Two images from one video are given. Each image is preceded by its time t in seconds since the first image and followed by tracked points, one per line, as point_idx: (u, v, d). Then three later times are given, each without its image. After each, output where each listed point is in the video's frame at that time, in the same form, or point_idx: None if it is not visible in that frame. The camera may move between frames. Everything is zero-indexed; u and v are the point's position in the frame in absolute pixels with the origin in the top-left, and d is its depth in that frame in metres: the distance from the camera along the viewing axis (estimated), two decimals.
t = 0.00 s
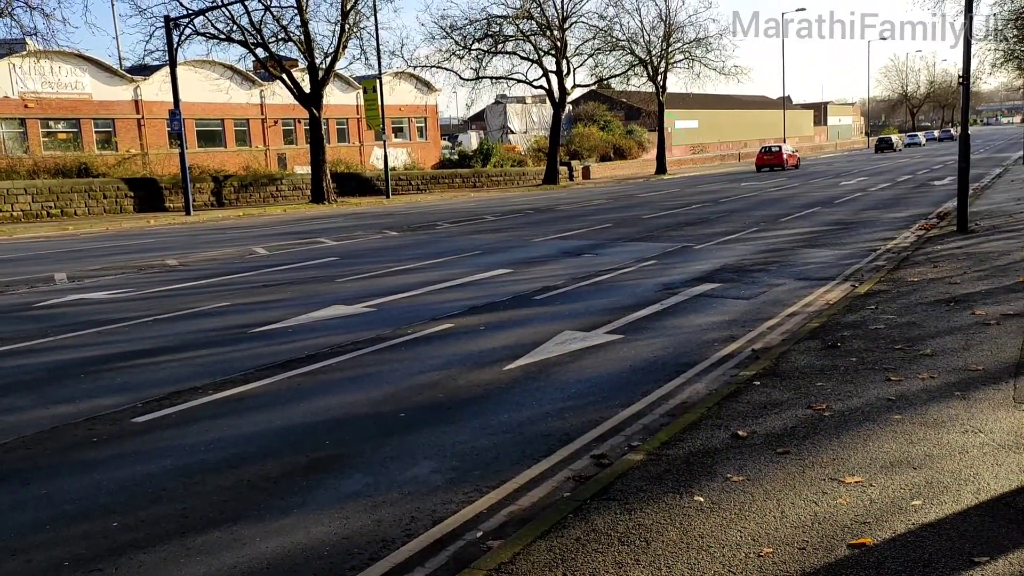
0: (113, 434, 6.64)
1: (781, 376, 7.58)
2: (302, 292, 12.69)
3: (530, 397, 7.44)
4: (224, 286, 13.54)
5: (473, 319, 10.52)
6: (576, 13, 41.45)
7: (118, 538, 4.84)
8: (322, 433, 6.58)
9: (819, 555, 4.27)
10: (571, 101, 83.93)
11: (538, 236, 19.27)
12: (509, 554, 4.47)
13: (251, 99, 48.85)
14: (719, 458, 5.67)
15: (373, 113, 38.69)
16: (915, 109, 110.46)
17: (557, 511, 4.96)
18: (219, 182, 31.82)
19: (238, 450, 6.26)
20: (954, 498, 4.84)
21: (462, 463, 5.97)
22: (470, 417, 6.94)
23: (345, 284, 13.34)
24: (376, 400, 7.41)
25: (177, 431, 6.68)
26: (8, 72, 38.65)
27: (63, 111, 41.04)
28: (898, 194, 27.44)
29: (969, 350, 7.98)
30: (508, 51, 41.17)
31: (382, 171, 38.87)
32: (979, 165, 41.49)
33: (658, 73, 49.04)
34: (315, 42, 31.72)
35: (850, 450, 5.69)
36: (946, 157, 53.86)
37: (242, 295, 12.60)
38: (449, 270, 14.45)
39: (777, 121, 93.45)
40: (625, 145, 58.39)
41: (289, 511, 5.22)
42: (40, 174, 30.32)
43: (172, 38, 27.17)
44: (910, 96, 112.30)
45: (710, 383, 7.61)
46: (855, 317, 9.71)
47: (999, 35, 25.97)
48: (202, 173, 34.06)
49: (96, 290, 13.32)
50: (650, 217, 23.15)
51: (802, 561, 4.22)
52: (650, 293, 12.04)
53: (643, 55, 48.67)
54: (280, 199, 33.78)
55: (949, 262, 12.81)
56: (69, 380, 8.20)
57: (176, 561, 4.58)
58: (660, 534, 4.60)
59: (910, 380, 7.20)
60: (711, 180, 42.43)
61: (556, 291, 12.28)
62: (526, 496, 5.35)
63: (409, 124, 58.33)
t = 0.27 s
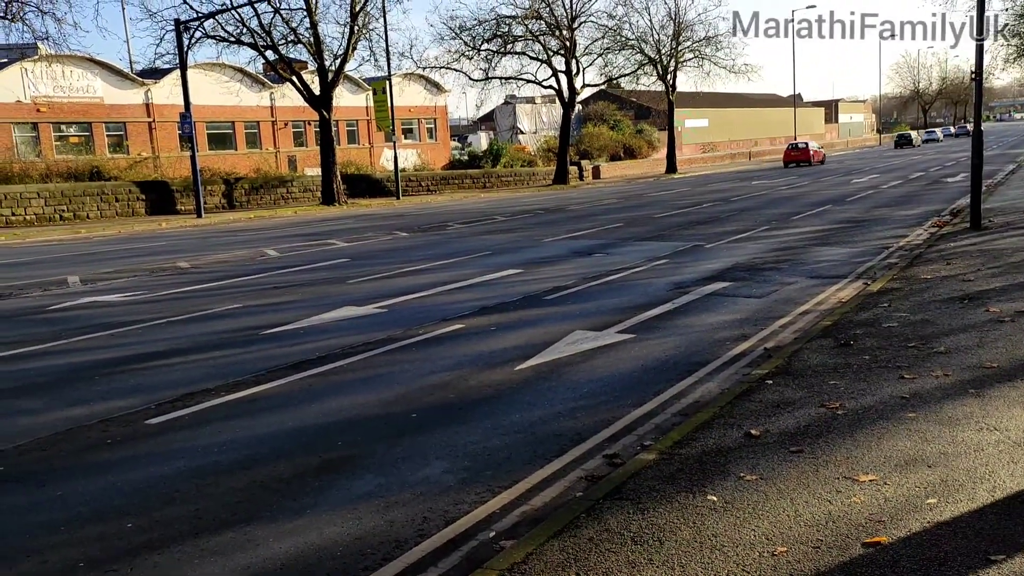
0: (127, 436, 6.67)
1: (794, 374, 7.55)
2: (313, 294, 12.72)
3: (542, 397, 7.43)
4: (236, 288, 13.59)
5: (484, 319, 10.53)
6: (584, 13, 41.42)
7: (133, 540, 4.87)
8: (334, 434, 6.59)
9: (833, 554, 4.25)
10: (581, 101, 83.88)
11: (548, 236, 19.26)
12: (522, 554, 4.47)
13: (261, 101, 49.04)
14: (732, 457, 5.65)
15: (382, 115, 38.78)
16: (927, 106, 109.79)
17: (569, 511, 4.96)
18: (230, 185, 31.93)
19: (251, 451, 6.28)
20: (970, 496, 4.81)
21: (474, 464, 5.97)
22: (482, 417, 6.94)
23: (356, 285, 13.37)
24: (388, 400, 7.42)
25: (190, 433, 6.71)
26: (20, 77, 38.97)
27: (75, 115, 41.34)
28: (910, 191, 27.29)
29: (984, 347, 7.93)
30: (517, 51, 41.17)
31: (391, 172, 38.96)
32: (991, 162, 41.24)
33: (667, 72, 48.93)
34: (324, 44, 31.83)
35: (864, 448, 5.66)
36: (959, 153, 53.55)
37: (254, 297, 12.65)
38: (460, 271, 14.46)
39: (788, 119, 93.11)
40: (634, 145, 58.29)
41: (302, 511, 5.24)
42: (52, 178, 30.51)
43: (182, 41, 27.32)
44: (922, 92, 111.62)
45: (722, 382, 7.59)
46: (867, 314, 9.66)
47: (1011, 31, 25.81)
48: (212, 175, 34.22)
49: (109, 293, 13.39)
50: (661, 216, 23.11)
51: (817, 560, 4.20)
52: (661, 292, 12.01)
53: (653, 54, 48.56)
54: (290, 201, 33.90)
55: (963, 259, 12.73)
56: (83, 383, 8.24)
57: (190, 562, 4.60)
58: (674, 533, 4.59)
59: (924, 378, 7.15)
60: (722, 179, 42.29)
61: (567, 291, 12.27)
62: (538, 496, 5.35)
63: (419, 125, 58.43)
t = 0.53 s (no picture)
0: (152, 437, 6.74)
1: (815, 374, 7.51)
2: (333, 296, 12.79)
3: (562, 398, 7.44)
4: (256, 290, 13.68)
5: (502, 320, 10.54)
6: (600, 13, 41.37)
7: (159, 540, 4.91)
8: (356, 435, 6.63)
9: (859, 554, 4.22)
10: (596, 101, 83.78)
11: (566, 236, 19.26)
12: (545, 554, 4.47)
13: (279, 105, 49.32)
14: (754, 457, 5.63)
15: (399, 117, 38.93)
16: (947, 103, 108.74)
17: (591, 512, 4.96)
18: (249, 188, 32.12)
19: (274, 452, 6.32)
20: (998, 497, 4.76)
21: (496, 464, 5.98)
22: (502, 418, 6.95)
23: (375, 287, 13.43)
24: (409, 401, 7.45)
25: (214, 434, 6.76)
26: (43, 83, 39.47)
27: (96, 120, 41.77)
28: (931, 189, 27.06)
29: (1009, 346, 7.85)
30: (533, 52, 41.20)
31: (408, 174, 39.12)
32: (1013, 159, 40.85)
33: (683, 72, 48.76)
34: (341, 47, 31.99)
35: (888, 448, 5.62)
36: (980, 150, 53.02)
37: (274, 300, 12.72)
38: (478, 272, 14.48)
39: (805, 118, 92.54)
40: (651, 144, 58.13)
41: (326, 512, 5.27)
42: (74, 183, 30.83)
43: (201, 47, 27.56)
44: (942, 89, 110.54)
45: (743, 382, 7.56)
46: (889, 313, 9.59)
47: None
48: (231, 179, 34.44)
49: (131, 296, 13.52)
50: (678, 216, 23.05)
51: (842, 560, 4.18)
52: (680, 292, 11.98)
53: (669, 54, 48.41)
54: (308, 203, 34.08)
55: (986, 257, 12.61)
56: (107, 385, 8.33)
57: (216, 562, 4.64)
58: (697, 533, 4.57)
59: (948, 377, 7.09)
60: (739, 178, 42.10)
61: (585, 291, 12.26)
62: (560, 496, 5.35)
63: (435, 127, 58.59)
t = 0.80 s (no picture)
0: (175, 438, 6.80)
1: (837, 373, 7.45)
2: (353, 297, 12.84)
3: (582, 398, 7.43)
4: (277, 291, 13.76)
5: (521, 320, 10.54)
6: (617, 12, 41.25)
7: (184, 539, 4.96)
8: (377, 435, 6.66)
9: (883, 555, 4.19)
10: (614, 101, 83.61)
11: (584, 236, 19.23)
12: (566, 554, 4.47)
13: (297, 107, 49.60)
14: (776, 457, 5.60)
15: (417, 118, 39.08)
16: (969, 99, 107.45)
17: (612, 511, 4.95)
18: (268, 190, 32.29)
19: (295, 452, 6.37)
20: None
21: (516, 464, 5.99)
22: (522, 418, 6.96)
23: (394, 287, 13.47)
24: (429, 402, 7.48)
25: (236, 435, 6.82)
26: (67, 89, 40.07)
27: (119, 124, 42.23)
28: (953, 186, 26.76)
29: None
30: (550, 52, 41.16)
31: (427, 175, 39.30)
32: None
33: (701, 70, 48.52)
34: (359, 49, 32.11)
35: (912, 448, 5.58)
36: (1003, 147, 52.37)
37: (294, 301, 12.80)
38: (496, 272, 14.49)
39: (825, 115, 91.84)
40: (669, 144, 57.90)
41: (347, 511, 5.31)
42: (97, 186, 31.14)
43: (221, 50, 27.75)
44: (964, 85, 109.25)
45: (764, 381, 7.52)
46: (912, 312, 9.50)
47: None
48: (251, 181, 34.67)
49: (154, 298, 13.64)
50: (697, 215, 22.95)
51: (866, 561, 4.15)
52: (699, 292, 11.94)
53: (686, 53, 48.19)
54: (327, 205, 34.24)
55: (1010, 255, 12.46)
56: (131, 386, 8.42)
57: (240, 561, 4.68)
58: (719, 533, 4.56)
59: (972, 376, 7.02)
60: (758, 177, 41.83)
61: (604, 291, 12.24)
62: (580, 496, 5.35)
63: (452, 128, 58.70)
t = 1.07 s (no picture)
0: (193, 437, 6.85)
1: (855, 370, 7.40)
2: (368, 296, 12.89)
3: (598, 396, 7.42)
4: (293, 291, 13.83)
5: (537, 319, 10.53)
6: (632, 9, 41.14)
7: (203, 536, 5.00)
8: (394, 434, 6.68)
9: (903, 554, 4.16)
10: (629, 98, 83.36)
11: (599, 234, 19.19)
12: (583, 552, 4.47)
13: (313, 107, 49.80)
14: (793, 454, 5.57)
15: (432, 117, 39.12)
16: (989, 93, 106.35)
17: (629, 509, 4.95)
18: (284, 189, 32.46)
19: (312, 451, 6.40)
20: None
21: (533, 462, 5.99)
22: (539, 416, 6.95)
23: (409, 286, 13.51)
24: (445, 400, 7.49)
25: (253, 433, 6.86)
26: (85, 90, 40.42)
27: (136, 125, 42.54)
28: (973, 181, 26.51)
29: None
30: (565, 50, 41.12)
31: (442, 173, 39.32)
32: None
33: (717, 67, 48.31)
34: (374, 49, 32.21)
35: (932, 445, 5.53)
36: None
37: (310, 300, 12.85)
38: (511, 270, 14.49)
39: (842, 111, 91.22)
40: (685, 140, 57.67)
41: (365, 510, 5.32)
42: (116, 187, 31.42)
43: (237, 51, 27.92)
44: (984, 79, 108.09)
45: (781, 378, 7.48)
46: (932, 309, 9.42)
47: None
48: (267, 181, 34.87)
49: (172, 297, 13.74)
50: (713, 212, 22.87)
51: (886, 559, 4.12)
52: (715, 289, 11.89)
53: (702, 49, 47.99)
54: (343, 204, 34.38)
55: None
56: (150, 385, 8.48)
57: (258, 558, 4.70)
58: (737, 531, 4.54)
59: (993, 373, 6.95)
60: (774, 174, 41.60)
61: (620, 289, 12.22)
62: (597, 494, 5.34)
63: (467, 126, 58.74)
